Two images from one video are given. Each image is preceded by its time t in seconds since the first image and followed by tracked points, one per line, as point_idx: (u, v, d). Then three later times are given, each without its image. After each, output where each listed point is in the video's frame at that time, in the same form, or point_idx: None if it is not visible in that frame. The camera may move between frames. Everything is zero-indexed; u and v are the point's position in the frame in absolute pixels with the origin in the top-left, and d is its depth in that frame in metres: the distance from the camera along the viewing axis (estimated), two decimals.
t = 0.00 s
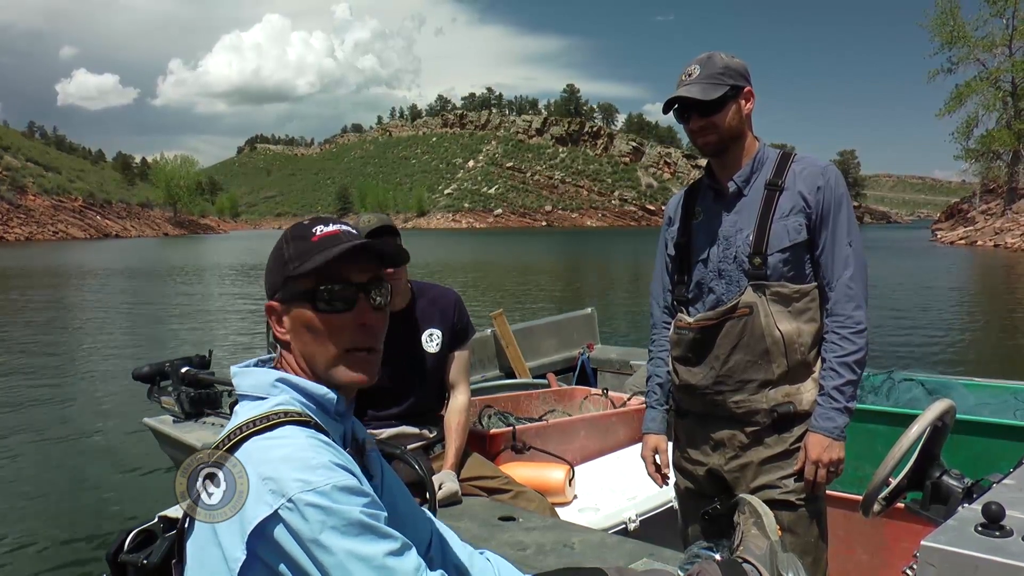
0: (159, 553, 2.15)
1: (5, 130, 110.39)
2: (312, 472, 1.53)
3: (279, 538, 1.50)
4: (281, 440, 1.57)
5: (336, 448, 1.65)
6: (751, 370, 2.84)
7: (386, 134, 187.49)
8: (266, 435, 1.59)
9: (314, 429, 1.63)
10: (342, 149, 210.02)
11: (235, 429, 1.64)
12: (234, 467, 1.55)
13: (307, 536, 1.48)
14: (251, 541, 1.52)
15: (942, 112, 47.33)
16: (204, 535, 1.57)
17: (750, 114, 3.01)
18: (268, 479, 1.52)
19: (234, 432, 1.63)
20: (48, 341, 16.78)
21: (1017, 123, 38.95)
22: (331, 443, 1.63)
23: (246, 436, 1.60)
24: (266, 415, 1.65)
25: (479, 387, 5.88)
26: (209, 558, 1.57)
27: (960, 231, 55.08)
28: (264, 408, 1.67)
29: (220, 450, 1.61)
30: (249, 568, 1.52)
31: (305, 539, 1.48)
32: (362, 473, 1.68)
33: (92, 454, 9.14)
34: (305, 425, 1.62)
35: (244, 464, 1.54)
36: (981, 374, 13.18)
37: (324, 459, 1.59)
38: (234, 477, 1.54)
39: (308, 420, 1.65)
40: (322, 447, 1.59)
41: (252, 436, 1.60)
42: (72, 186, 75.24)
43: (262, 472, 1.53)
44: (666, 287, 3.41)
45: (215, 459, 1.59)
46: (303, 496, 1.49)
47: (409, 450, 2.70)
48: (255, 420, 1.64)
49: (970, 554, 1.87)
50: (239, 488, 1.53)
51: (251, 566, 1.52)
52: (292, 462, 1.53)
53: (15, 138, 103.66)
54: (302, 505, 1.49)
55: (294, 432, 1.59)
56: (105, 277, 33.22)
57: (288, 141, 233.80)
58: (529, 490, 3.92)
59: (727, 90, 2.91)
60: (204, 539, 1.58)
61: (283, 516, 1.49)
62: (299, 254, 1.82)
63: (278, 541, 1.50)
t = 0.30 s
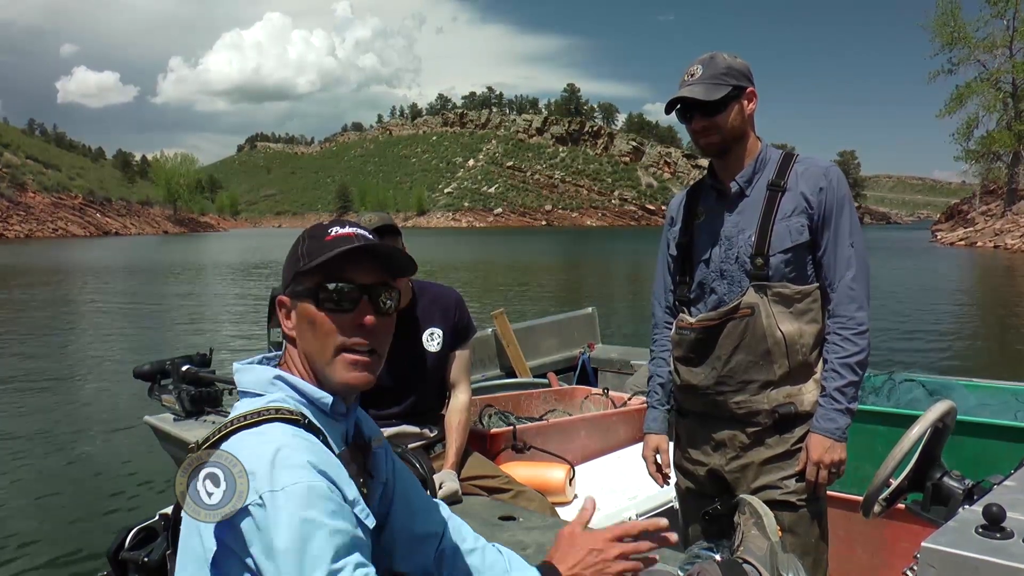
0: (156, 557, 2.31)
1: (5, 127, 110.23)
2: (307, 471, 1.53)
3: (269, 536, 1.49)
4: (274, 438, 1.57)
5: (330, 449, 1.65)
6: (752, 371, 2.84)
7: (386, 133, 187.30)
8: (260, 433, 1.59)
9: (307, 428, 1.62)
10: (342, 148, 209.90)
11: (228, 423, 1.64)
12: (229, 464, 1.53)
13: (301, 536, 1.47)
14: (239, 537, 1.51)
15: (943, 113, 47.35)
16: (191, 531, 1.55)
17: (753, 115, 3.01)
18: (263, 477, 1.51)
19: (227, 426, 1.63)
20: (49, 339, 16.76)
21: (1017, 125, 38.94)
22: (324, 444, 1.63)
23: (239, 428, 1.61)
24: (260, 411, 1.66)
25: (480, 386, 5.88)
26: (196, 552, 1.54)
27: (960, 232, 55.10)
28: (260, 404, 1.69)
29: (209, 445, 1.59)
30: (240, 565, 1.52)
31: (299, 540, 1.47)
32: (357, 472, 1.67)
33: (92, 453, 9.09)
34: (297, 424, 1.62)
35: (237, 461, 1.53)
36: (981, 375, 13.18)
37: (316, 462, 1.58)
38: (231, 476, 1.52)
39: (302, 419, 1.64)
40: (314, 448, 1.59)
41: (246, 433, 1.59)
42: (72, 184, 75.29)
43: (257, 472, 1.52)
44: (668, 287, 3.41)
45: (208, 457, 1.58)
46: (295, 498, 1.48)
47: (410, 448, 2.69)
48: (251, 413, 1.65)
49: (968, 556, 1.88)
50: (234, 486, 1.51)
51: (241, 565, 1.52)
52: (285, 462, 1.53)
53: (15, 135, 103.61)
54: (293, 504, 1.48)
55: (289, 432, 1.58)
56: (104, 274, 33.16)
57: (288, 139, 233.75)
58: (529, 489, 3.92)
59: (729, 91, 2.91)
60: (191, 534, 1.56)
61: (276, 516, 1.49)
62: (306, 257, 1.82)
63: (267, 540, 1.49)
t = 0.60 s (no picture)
0: (158, 553, 2.32)
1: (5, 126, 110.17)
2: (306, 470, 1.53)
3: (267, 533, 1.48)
4: (275, 437, 1.57)
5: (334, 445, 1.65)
6: (752, 371, 2.84)
7: (386, 132, 187.26)
8: (261, 427, 1.58)
9: (307, 424, 1.62)
10: (343, 147, 209.89)
11: (228, 418, 1.64)
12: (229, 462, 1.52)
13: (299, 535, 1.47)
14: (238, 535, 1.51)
15: (943, 113, 47.34)
16: (193, 527, 1.54)
17: (755, 114, 3.01)
18: (258, 476, 1.51)
19: (227, 421, 1.63)
20: (49, 338, 16.78)
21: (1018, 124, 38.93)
22: (324, 440, 1.63)
23: (239, 426, 1.60)
24: (261, 407, 1.65)
25: (481, 385, 5.88)
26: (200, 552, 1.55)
27: (960, 232, 55.09)
28: (263, 399, 1.69)
29: (210, 444, 1.59)
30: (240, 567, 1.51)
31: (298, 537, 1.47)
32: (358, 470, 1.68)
33: (95, 453, 9.05)
34: (295, 417, 1.62)
35: (235, 459, 1.52)
36: (980, 375, 13.17)
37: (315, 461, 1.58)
38: (231, 472, 1.51)
39: (300, 412, 1.64)
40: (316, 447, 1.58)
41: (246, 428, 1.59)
42: (71, 182, 75.29)
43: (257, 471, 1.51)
44: (668, 286, 3.41)
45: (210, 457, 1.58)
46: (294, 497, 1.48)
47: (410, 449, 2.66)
48: (250, 410, 1.65)
49: (966, 556, 1.88)
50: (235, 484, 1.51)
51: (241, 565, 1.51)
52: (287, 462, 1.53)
53: (15, 133, 103.54)
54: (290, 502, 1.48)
55: (291, 429, 1.58)
56: (104, 273, 33.13)
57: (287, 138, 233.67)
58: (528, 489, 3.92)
59: (731, 90, 2.90)
60: (191, 531, 1.56)
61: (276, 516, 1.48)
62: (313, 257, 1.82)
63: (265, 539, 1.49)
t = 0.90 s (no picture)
0: (155, 556, 2.33)
1: (4, 128, 110.14)
2: (302, 470, 1.54)
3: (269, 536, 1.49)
4: (277, 439, 1.57)
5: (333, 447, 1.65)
6: (751, 370, 2.84)
7: (386, 133, 187.30)
8: (261, 434, 1.59)
9: (303, 431, 1.62)
10: (342, 148, 209.88)
11: (227, 424, 1.64)
12: (228, 464, 1.54)
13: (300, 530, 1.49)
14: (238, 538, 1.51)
15: (942, 112, 47.38)
16: (192, 531, 1.55)
17: (752, 115, 3.02)
18: (256, 480, 1.51)
19: (227, 427, 1.63)
20: (49, 340, 16.75)
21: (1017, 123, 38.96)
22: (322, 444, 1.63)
23: (237, 430, 1.61)
24: (259, 413, 1.66)
25: (481, 386, 5.89)
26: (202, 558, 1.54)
27: (959, 231, 55.16)
28: (261, 406, 1.69)
29: (209, 446, 1.59)
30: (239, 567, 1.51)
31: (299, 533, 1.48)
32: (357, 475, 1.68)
33: (99, 459, 8.90)
34: (293, 425, 1.62)
35: (234, 460, 1.54)
36: (982, 374, 13.17)
37: (313, 464, 1.59)
38: (229, 475, 1.52)
39: (297, 419, 1.64)
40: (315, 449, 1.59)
41: (245, 436, 1.59)
42: (71, 184, 75.22)
43: (257, 474, 1.52)
44: (667, 286, 3.42)
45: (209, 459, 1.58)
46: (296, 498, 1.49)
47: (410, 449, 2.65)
48: (247, 416, 1.65)
49: (967, 555, 1.88)
50: (234, 488, 1.51)
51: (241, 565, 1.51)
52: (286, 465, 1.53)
53: (15, 135, 103.39)
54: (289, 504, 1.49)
55: (288, 433, 1.58)
56: (105, 275, 33.07)
57: (287, 139, 233.58)
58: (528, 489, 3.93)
59: (730, 90, 2.91)
60: (194, 536, 1.55)
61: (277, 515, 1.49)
62: (312, 262, 1.83)
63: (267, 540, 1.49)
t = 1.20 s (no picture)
0: (156, 557, 2.33)
1: (3, 129, 110.28)
2: (310, 470, 1.55)
3: (273, 537, 1.50)
4: (280, 441, 1.57)
5: (339, 451, 1.66)
6: (751, 371, 2.85)
7: (385, 134, 187.31)
8: (268, 436, 1.59)
9: (313, 433, 1.63)
10: (342, 149, 209.81)
11: (234, 427, 1.65)
12: (231, 467, 1.54)
13: (302, 529, 1.49)
14: (242, 539, 1.51)
15: (941, 113, 47.43)
16: (199, 535, 1.54)
17: (752, 116, 3.02)
18: (262, 484, 1.52)
19: (233, 429, 1.64)
20: (50, 342, 16.74)
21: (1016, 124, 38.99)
22: (328, 447, 1.64)
23: (243, 433, 1.61)
24: (265, 415, 1.66)
25: (482, 387, 5.89)
26: (206, 559, 1.55)
27: (959, 231, 55.21)
28: (267, 408, 1.69)
29: (215, 449, 1.60)
30: (243, 568, 1.51)
31: (301, 533, 1.49)
32: (364, 478, 1.69)
33: (101, 464, 8.77)
34: (304, 428, 1.63)
35: (238, 461, 1.55)
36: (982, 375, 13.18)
37: (320, 465, 1.59)
38: (231, 475, 1.53)
39: (309, 423, 1.65)
40: (320, 452, 1.59)
41: (251, 437, 1.60)
42: (70, 185, 75.12)
43: (260, 473, 1.52)
44: (667, 286, 3.42)
45: (212, 458, 1.59)
46: (299, 498, 1.50)
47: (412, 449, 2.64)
48: (254, 418, 1.65)
49: (967, 555, 1.89)
50: (237, 489, 1.52)
51: (244, 565, 1.51)
52: (291, 466, 1.53)
53: (14, 136, 103.20)
54: (293, 503, 1.50)
55: (290, 435, 1.59)
56: (105, 276, 33.07)
57: (287, 140, 233.50)
58: (530, 489, 3.93)
59: (730, 90, 2.92)
60: (198, 538, 1.56)
61: (280, 515, 1.50)
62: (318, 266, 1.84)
63: (271, 541, 1.50)
